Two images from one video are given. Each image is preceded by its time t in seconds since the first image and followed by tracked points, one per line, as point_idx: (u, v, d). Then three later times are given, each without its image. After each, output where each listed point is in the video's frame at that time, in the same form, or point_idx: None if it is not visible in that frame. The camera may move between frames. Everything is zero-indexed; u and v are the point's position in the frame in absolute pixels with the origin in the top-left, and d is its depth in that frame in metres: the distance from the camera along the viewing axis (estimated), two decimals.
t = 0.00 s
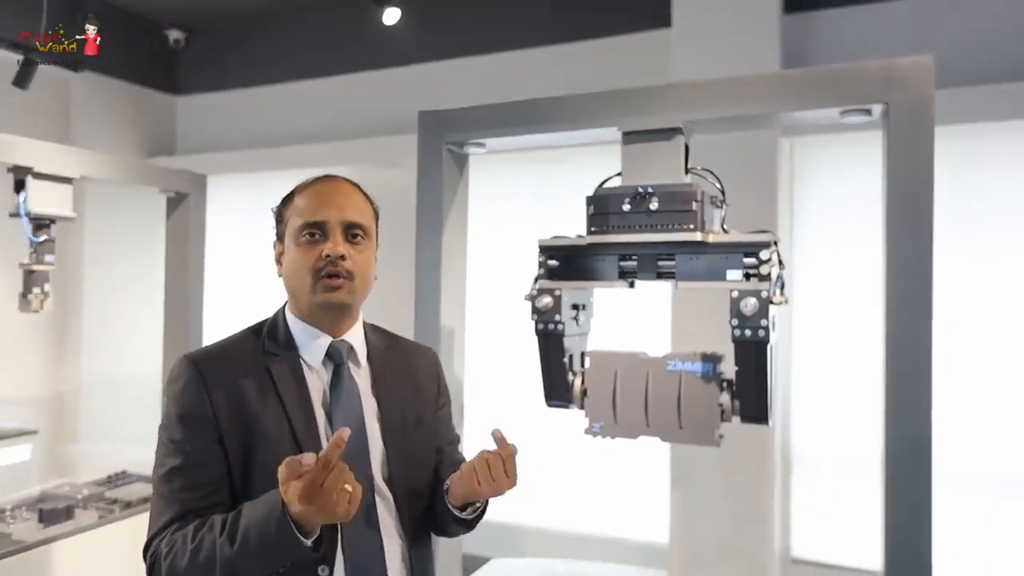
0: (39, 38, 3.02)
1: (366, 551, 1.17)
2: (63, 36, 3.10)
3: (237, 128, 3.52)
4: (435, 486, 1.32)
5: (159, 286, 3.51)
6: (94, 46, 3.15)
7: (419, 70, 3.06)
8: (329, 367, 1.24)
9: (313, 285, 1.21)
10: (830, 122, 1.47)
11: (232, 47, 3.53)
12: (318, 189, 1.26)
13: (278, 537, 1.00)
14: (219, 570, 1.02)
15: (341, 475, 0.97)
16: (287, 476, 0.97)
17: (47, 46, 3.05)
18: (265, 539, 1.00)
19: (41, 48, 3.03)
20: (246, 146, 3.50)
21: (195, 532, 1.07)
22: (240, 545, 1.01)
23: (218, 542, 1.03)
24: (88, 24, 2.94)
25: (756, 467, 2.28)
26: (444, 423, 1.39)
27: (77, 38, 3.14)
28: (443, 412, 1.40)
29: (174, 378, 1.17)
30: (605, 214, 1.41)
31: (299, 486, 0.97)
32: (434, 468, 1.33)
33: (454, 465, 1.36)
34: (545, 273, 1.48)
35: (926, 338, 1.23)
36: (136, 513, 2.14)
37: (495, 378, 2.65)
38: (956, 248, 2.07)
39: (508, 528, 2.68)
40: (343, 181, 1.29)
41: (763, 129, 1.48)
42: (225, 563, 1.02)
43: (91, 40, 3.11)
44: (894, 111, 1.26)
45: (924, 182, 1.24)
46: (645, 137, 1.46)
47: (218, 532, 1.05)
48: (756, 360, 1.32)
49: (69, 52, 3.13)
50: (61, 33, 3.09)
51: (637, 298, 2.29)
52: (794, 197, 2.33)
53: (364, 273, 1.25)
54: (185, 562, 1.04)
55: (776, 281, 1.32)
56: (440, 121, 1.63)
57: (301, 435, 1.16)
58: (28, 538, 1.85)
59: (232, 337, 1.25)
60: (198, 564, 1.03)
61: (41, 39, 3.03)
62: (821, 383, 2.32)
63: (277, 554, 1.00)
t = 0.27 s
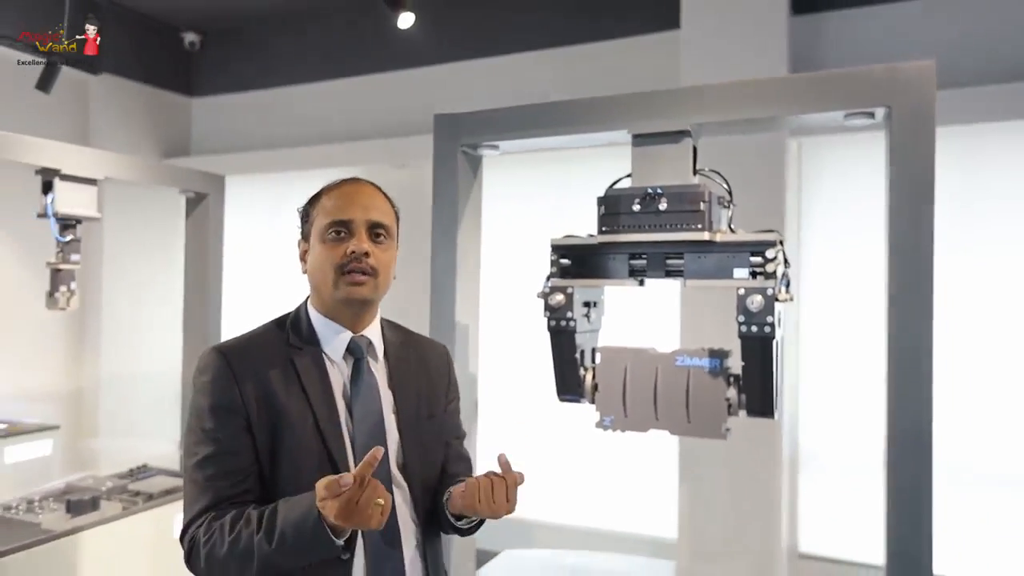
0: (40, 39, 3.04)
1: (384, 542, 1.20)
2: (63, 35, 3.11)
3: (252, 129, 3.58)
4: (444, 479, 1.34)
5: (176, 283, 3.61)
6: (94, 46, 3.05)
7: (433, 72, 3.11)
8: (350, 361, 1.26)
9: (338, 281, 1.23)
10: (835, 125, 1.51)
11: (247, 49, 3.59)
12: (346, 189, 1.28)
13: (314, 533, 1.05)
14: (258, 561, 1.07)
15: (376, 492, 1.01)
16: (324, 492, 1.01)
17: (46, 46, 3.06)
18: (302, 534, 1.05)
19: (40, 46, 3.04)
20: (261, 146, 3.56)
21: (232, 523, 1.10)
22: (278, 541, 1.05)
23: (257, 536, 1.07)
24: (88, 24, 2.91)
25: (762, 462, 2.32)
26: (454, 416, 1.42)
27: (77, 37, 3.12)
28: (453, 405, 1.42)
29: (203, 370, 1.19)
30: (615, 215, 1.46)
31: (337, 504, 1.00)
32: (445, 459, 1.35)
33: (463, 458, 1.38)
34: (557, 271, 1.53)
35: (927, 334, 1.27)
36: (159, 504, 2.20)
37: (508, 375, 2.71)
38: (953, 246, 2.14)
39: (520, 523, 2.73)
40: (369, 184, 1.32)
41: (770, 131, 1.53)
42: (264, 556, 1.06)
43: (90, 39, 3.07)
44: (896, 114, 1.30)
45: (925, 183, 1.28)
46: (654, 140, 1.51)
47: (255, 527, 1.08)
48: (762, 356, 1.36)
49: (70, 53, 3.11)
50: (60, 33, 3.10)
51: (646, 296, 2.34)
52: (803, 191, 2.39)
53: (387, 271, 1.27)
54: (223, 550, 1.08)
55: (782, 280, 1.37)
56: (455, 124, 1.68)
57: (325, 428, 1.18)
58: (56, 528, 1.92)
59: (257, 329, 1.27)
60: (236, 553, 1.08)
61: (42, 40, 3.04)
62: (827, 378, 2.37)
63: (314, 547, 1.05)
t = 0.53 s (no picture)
0: (39, 39, 3.07)
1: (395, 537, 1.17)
2: (63, 35, 3.15)
3: (264, 129, 3.63)
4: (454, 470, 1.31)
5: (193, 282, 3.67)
6: (91, 43, 3.02)
7: (443, 72, 3.15)
8: (364, 355, 1.24)
9: (350, 281, 1.20)
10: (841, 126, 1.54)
11: (259, 50, 3.63)
12: (356, 189, 1.26)
13: (337, 535, 1.04)
14: (280, 556, 1.06)
15: (399, 503, 1.01)
16: (349, 500, 0.99)
17: (47, 46, 3.11)
18: (325, 534, 1.04)
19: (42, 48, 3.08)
20: (273, 146, 3.60)
21: (254, 518, 1.09)
22: (302, 539, 1.05)
23: (280, 532, 1.06)
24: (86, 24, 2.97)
25: (769, 458, 2.35)
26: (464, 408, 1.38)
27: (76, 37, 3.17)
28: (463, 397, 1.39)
29: (221, 365, 1.17)
30: (624, 213, 1.49)
31: (362, 513, 0.98)
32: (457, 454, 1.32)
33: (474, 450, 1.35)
34: (568, 269, 1.56)
35: (930, 329, 1.30)
36: (177, 497, 2.25)
37: (519, 371, 2.76)
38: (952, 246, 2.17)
39: (529, 519, 2.77)
40: (379, 183, 1.29)
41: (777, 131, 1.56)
42: (288, 553, 1.05)
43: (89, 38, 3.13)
44: (900, 114, 1.33)
45: (928, 182, 1.31)
46: (662, 141, 1.54)
47: (277, 521, 1.07)
48: (768, 351, 1.40)
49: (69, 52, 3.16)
50: (60, 33, 3.15)
51: (655, 294, 2.38)
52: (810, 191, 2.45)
53: (398, 270, 1.24)
54: (246, 545, 1.07)
55: (788, 277, 1.39)
56: (467, 125, 1.71)
57: (342, 423, 1.16)
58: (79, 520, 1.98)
59: (274, 324, 1.25)
60: (260, 548, 1.07)
61: (42, 41, 3.09)
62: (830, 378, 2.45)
63: (337, 546, 1.05)
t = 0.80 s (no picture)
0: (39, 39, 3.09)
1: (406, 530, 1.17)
2: (62, 36, 3.16)
3: (278, 129, 3.67)
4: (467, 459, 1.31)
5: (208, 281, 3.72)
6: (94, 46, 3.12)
7: (455, 73, 3.19)
8: (375, 350, 1.24)
9: (358, 282, 1.20)
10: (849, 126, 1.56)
11: (273, 51, 3.68)
12: (362, 190, 1.25)
13: (344, 495, 1.04)
14: (284, 523, 1.05)
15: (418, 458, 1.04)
16: (374, 444, 1.03)
17: (47, 46, 3.13)
18: (333, 491, 1.04)
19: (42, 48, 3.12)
20: (287, 146, 3.65)
21: (261, 489, 1.08)
22: (308, 500, 1.05)
23: (286, 496, 1.06)
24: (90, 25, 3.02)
25: (778, 455, 2.38)
26: (476, 399, 1.38)
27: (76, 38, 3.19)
28: (475, 389, 1.39)
29: (238, 356, 1.17)
30: (635, 213, 1.52)
31: (382, 459, 1.02)
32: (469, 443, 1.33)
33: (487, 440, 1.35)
34: (579, 267, 1.59)
35: (936, 326, 1.32)
36: (195, 491, 2.30)
37: (530, 369, 2.79)
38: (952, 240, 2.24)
39: (540, 515, 2.80)
40: (384, 183, 1.29)
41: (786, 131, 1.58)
42: (293, 517, 1.05)
43: (90, 39, 3.14)
44: (906, 114, 1.35)
45: (934, 181, 1.33)
46: (672, 141, 1.57)
47: (283, 489, 1.07)
48: (776, 348, 1.42)
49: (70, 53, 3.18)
50: (60, 33, 3.15)
51: (664, 292, 2.41)
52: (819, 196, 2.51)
53: (405, 269, 1.24)
54: (250, 514, 1.06)
55: (795, 274, 1.42)
56: (480, 126, 1.75)
57: (355, 415, 1.18)
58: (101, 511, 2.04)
59: (288, 320, 1.25)
60: (264, 516, 1.06)
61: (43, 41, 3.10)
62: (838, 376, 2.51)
63: (343, 509, 1.05)
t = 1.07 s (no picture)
0: (39, 39, 3.13)
1: (416, 520, 1.20)
2: (63, 36, 3.20)
3: (291, 127, 3.71)
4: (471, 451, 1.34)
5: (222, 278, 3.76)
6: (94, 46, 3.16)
7: (465, 72, 3.21)
8: (382, 346, 1.26)
9: (365, 279, 1.22)
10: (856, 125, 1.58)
11: (285, 51, 3.71)
12: (368, 190, 1.27)
13: (353, 494, 1.06)
14: (303, 522, 1.08)
15: (409, 452, 1.04)
16: (366, 446, 1.05)
17: (47, 46, 3.17)
18: (344, 494, 1.06)
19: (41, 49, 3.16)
20: (299, 144, 3.68)
21: (281, 488, 1.11)
22: (322, 500, 1.06)
23: (303, 496, 1.08)
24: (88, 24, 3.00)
25: (785, 452, 2.40)
26: (479, 394, 1.41)
27: (77, 38, 3.23)
28: (479, 383, 1.42)
29: (251, 355, 1.19)
30: (644, 211, 1.55)
31: (374, 460, 1.03)
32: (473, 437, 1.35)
33: (489, 433, 1.38)
34: (589, 265, 1.61)
35: (943, 323, 1.34)
36: (211, 485, 2.35)
37: (540, 365, 2.82)
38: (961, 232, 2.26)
39: (550, 511, 2.83)
40: (390, 183, 1.31)
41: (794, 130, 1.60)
42: (310, 516, 1.07)
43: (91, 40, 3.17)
44: (913, 114, 1.37)
45: (940, 180, 1.34)
46: (680, 141, 1.59)
47: (301, 488, 1.09)
48: (783, 345, 1.44)
49: (70, 52, 3.22)
50: (60, 33, 3.19)
51: (673, 289, 2.43)
52: (829, 191, 2.57)
53: (411, 267, 1.26)
54: (273, 513, 1.09)
55: (803, 272, 1.44)
56: (491, 126, 1.77)
57: (365, 409, 1.19)
58: (120, 504, 2.09)
59: (297, 318, 1.27)
60: (284, 516, 1.08)
61: (43, 41, 3.14)
62: (843, 372, 2.57)
63: (354, 506, 1.06)
